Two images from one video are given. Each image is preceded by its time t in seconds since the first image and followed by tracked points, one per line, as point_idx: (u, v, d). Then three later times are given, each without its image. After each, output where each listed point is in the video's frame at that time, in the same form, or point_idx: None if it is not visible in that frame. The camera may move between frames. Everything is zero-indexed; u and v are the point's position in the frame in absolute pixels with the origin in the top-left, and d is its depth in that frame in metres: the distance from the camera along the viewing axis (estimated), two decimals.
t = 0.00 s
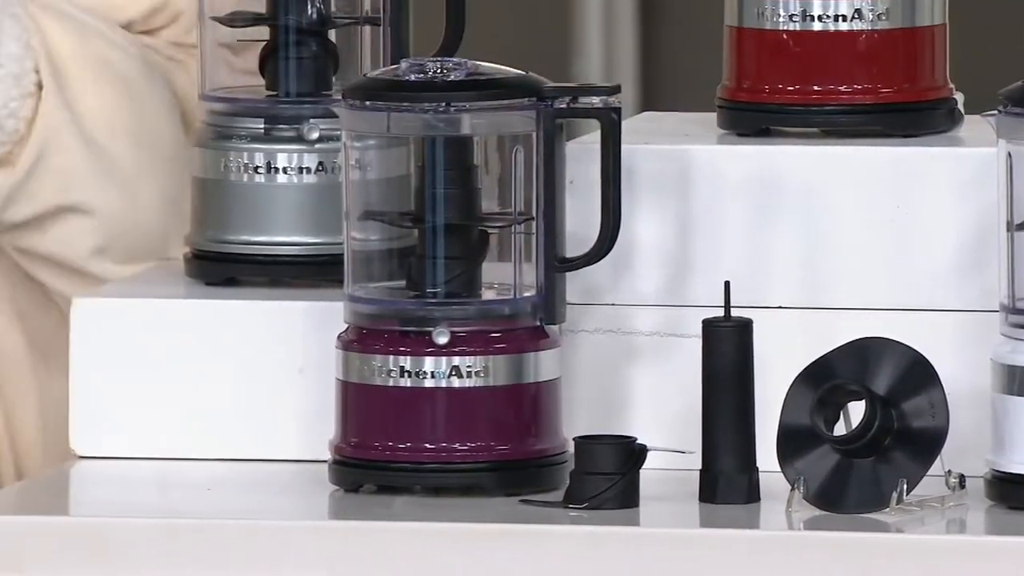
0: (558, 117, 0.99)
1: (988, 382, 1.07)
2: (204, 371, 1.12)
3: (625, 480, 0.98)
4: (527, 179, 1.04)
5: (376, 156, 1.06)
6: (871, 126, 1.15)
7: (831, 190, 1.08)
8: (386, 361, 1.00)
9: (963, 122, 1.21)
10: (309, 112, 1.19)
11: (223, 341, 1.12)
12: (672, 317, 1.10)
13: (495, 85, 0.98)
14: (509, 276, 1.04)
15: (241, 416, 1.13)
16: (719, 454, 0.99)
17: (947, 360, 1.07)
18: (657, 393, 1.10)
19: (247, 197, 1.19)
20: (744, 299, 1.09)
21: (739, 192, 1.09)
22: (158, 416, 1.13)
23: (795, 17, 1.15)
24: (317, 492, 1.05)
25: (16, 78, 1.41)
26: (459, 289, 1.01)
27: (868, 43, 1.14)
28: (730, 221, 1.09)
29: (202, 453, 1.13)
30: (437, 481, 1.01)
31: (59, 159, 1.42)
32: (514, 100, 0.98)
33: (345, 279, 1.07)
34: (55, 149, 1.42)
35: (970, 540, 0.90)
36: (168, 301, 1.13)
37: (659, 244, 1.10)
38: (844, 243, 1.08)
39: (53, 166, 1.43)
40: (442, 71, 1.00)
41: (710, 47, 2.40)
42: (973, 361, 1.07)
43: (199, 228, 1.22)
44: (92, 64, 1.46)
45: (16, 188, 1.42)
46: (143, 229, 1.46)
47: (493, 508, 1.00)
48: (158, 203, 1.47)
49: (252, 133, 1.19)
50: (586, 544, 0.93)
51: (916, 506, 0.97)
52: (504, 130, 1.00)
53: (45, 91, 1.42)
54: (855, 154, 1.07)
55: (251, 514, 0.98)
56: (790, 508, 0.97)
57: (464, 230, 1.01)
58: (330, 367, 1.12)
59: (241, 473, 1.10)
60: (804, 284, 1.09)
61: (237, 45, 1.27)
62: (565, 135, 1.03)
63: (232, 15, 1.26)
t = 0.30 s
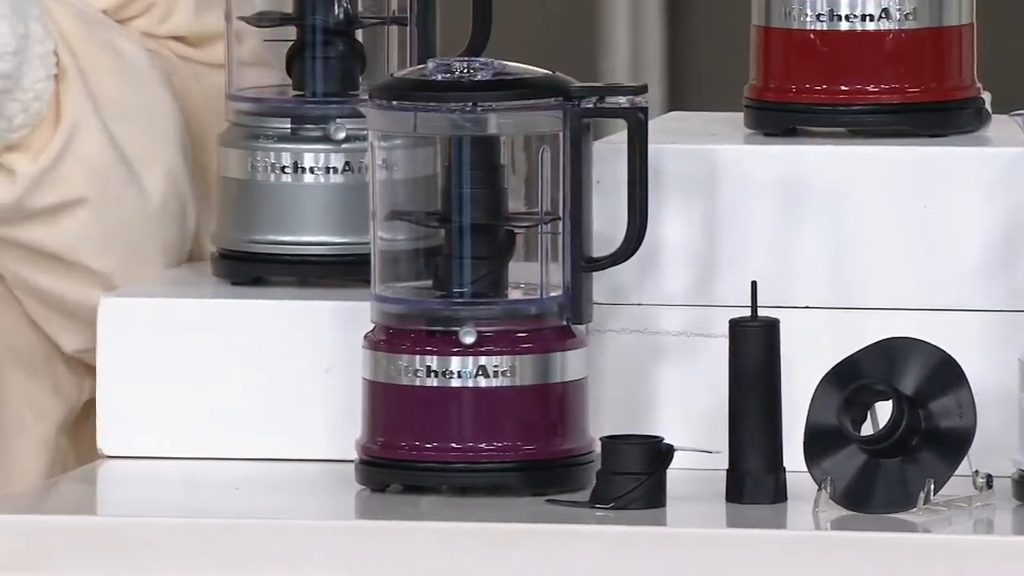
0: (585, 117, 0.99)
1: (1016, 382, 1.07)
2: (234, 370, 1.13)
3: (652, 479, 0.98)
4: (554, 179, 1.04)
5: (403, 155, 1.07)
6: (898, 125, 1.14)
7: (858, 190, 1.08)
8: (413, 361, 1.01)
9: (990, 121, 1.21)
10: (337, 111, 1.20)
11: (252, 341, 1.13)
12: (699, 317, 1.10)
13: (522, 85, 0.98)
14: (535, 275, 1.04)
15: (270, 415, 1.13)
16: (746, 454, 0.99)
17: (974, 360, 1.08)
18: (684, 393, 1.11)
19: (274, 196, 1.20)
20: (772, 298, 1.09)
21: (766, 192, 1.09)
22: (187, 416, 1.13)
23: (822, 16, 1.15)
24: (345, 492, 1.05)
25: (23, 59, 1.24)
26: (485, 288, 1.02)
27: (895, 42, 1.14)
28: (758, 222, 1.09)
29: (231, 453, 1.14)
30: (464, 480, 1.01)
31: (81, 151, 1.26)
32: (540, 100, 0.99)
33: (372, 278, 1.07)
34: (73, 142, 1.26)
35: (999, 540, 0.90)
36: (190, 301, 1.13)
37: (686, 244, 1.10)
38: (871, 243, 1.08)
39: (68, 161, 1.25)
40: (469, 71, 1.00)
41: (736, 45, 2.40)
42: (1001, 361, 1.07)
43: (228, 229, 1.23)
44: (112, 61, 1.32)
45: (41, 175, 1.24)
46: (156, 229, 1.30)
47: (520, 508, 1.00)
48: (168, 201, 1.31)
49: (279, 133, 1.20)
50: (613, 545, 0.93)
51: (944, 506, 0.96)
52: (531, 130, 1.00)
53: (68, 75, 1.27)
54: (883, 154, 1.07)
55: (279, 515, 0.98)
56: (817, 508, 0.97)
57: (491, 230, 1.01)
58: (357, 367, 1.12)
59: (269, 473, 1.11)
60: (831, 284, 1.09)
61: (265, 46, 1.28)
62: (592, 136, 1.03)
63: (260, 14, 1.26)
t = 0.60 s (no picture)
0: (606, 116, 0.99)
1: None
2: (257, 368, 1.13)
3: (674, 477, 0.98)
4: (575, 176, 1.03)
5: (424, 154, 1.06)
6: (921, 122, 1.14)
7: (881, 188, 1.08)
8: (435, 358, 1.01)
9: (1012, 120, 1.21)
10: (359, 110, 1.20)
11: (275, 340, 1.13)
12: (721, 315, 1.10)
13: (544, 83, 0.98)
14: (557, 273, 1.05)
15: (293, 413, 1.13)
16: (768, 452, 0.99)
17: (997, 358, 1.08)
18: (705, 391, 1.11)
19: (297, 194, 1.20)
20: (794, 295, 1.10)
21: (788, 190, 1.09)
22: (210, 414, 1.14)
23: (844, 14, 1.15)
24: (367, 490, 1.05)
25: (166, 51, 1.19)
26: (507, 286, 1.02)
27: (917, 40, 1.14)
28: (781, 220, 1.09)
29: (254, 451, 1.14)
30: (486, 478, 1.01)
31: (192, 137, 1.25)
32: (562, 98, 0.99)
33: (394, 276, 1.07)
34: (189, 127, 1.25)
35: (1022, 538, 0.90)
36: (214, 300, 1.14)
37: (708, 242, 1.10)
38: (893, 241, 1.08)
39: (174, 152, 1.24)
40: (490, 70, 1.00)
41: (758, 44, 2.40)
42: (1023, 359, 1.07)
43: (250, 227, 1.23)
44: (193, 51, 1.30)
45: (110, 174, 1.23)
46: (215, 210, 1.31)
47: (541, 506, 1.00)
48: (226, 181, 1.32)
49: (302, 131, 1.20)
50: (635, 542, 0.93)
51: (966, 504, 0.96)
52: (554, 127, 1.00)
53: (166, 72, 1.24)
54: (906, 152, 1.07)
55: (302, 512, 0.98)
56: (838, 507, 0.97)
57: (513, 228, 1.02)
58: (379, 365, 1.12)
59: (292, 471, 1.11)
60: (853, 282, 1.09)
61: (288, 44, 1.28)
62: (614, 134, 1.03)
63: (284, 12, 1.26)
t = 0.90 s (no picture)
0: (623, 108, 1.00)
1: None
2: (275, 362, 1.14)
3: (690, 471, 0.98)
4: (591, 170, 1.04)
5: (441, 146, 1.06)
6: (937, 115, 1.13)
7: (897, 181, 1.08)
8: (451, 352, 1.01)
9: None
10: (374, 103, 1.20)
11: (293, 334, 1.13)
12: (737, 309, 1.10)
13: (560, 76, 0.98)
14: (574, 267, 1.04)
15: (311, 406, 1.14)
16: (784, 446, 0.99)
17: (1014, 351, 1.08)
18: (722, 384, 1.11)
19: (315, 187, 1.21)
20: (810, 288, 1.10)
21: (805, 184, 1.09)
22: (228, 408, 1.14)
23: (861, 8, 1.15)
24: (384, 483, 1.05)
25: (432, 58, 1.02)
26: (524, 279, 1.02)
27: (934, 34, 1.14)
28: (798, 214, 1.09)
29: (272, 444, 1.15)
30: (502, 472, 1.01)
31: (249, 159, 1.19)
32: (579, 91, 0.99)
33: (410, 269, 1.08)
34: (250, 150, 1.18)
35: None
36: (232, 293, 1.14)
37: (725, 235, 1.10)
38: (910, 234, 1.08)
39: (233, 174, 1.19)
40: (506, 63, 1.01)
41: (774, 38, 2.39)
42: None
43: (267, 221, 1.23)
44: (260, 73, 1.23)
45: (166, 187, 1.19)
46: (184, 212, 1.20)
47: (557, 499, 1.00)
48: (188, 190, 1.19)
49: (320, 126, 1.21)
50: (652, 536, 0.93)
51: (982, 498, 0.96)
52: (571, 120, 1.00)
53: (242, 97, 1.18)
54: (923, 145, 1.07)
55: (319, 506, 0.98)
56: (854, 501, 0.97)
57: (530, 222, 1.02)
58: (396, 359, 1.13)
59: (310, 464, 1.11)
60: (869, 276, 1.09)
61: (307, 39, 1.29)
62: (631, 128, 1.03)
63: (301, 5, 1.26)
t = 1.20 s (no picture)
0: (633, 105, 0.99)
1: None
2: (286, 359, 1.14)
3: (700, 468, 0.98)
4: (602, 169, 1.05)
5: (451, 144, 1.06)
6: (947, 111, 1.14)
7: (907, 178, 1.08)
8: (461, 349, 1.01)
9: None
10: (385, 100, 1.21)
11: (304, 331, 1.14)
12: (747, 306, 1.10)
13: (570, 73, 0.98)
14: (584, 264, 1.04)
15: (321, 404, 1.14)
16: (794, 443, 0.99)
17: None
18: (732, 381, 1.11)
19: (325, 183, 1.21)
20: (821, 284, 1.10)
21: (815, 181, 1.09)
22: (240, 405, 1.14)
23: (871, 4, 1.15)
24: (394, 480, 1.06)
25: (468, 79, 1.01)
26: (534, 275, 1.02)
27: (945, 30, 1.14)
28: (809, 211, 1.09)
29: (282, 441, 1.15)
30: (512, 469, 1.01)
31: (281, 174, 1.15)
32: (589, 88, 0.99)
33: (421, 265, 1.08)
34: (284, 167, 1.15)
35: None
36: (243, 291, 1.14)
37: (736, 232, 1.10)
38: (921, 230, 1.08)
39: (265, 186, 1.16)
40: (516, 60, 1.00)
41: (784, 32, 2.39)
42: None
43: (277, 217, 1.24)
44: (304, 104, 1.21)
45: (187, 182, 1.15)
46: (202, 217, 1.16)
47: (568, 496, 1.00)
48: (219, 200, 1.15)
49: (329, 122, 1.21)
50: (662, 533, 0.93)
51: (993, 495, 0.97)
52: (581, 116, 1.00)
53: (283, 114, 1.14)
54: (933, 142, 1.07)
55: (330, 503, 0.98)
56: (864, 497, 0.97)
57: (540, 219, 1.02)
58: (407, 355, 1.13)
59: (322, 462, 1.11)
60: (880, 273, 1.09)
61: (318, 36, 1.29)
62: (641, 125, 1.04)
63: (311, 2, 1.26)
